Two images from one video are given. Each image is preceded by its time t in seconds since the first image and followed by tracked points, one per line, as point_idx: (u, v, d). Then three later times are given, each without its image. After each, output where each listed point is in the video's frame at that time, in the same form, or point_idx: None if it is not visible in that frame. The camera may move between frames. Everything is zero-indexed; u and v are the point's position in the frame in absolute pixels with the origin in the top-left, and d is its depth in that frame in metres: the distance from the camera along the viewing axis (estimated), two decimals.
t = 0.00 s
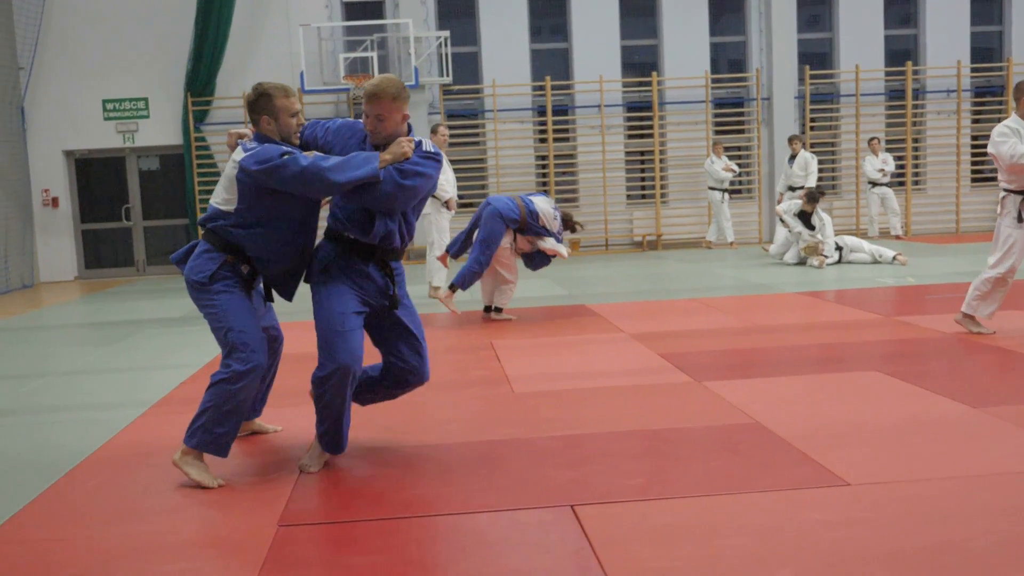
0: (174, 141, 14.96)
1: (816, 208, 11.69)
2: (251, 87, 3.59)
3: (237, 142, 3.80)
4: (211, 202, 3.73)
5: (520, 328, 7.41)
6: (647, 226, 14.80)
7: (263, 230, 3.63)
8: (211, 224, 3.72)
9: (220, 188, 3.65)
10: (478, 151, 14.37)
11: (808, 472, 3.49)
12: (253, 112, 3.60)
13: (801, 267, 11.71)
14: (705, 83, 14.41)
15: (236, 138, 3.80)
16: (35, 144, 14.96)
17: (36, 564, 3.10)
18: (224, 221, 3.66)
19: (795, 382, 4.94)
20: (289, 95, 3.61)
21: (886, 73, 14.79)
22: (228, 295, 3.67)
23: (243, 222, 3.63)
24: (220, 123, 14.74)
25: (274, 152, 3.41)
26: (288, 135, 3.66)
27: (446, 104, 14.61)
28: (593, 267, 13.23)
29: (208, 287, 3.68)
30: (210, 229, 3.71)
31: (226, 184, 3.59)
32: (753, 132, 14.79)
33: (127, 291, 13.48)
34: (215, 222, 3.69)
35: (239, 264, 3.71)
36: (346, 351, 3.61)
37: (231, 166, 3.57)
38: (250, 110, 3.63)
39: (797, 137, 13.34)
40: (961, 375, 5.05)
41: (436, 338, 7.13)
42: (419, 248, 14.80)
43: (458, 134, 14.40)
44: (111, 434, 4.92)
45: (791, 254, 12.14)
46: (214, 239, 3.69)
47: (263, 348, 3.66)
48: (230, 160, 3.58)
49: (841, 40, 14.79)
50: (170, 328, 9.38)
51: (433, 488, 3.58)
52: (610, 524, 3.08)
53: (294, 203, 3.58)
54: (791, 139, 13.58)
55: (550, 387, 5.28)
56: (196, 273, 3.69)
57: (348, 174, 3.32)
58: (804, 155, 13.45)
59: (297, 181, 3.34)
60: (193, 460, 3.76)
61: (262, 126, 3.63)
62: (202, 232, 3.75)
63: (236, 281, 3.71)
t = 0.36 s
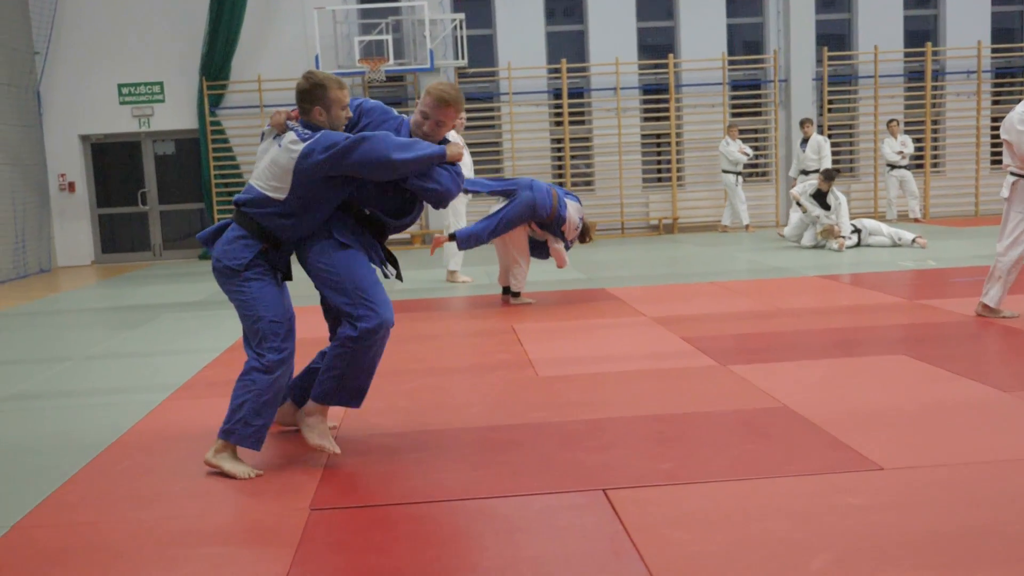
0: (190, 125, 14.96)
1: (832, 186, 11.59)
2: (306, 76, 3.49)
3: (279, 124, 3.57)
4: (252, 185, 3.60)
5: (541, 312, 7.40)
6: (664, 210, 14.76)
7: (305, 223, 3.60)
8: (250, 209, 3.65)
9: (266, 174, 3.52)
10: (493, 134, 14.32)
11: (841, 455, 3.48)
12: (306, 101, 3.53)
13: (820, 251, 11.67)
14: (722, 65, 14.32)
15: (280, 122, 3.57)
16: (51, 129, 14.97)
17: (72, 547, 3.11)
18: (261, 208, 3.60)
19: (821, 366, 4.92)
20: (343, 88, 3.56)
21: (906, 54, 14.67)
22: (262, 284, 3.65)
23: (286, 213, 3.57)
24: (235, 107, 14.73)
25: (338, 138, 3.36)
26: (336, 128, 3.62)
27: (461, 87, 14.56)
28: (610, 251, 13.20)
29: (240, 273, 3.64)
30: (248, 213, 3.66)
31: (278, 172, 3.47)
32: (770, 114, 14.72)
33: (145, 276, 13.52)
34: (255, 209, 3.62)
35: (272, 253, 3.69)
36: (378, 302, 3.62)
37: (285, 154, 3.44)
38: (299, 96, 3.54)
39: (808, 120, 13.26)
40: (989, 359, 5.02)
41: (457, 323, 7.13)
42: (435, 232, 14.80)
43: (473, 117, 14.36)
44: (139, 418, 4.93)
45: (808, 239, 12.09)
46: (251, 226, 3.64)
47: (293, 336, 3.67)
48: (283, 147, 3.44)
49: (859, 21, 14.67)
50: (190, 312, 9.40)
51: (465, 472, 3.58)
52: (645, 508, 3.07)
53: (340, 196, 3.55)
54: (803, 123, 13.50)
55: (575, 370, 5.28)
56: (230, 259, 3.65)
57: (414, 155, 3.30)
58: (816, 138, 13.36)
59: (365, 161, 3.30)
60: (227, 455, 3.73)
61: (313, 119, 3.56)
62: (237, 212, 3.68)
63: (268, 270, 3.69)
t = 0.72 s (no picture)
0: (209, 113, 14.98)
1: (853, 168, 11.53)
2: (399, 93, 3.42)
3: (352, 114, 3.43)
4: (296, 160, 3.42)
5: (566, 299, 7.38)
6: (683, 196, 14.71)
7: (336, 216, 3.52)
8: (282, 183, 3.48)
9: (319, 162, 3.36)
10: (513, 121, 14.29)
11: (876, 444, 3.45)
12: (388, 116, 3.45)
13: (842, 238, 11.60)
14: (743, 50, 14.23)
15: (356, 119, 3.42)
16: (72, 117, 15.03)
17: (107, 534, 3.12)
18: (296, 191, 3.44)
19: (851, 354, 4.88)
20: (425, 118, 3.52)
21: (929, 38, 14.53)
22: (281, 264, 3.53)
23: (322, 204, 3.45)
24: (255, 95, 14.73)
25: (406, 171, 3.35)
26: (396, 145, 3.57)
27: (480, 73, 14.52)
28: (630, 237, 13.17)
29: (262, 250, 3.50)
30: (279, 189, 3.48)
31: (333, 168, 3.34)
32: (792, 99, 14.62)
33: (166, 263, 13.57)
34: (288, 186, 3.45)
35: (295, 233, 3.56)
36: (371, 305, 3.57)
37: (350, 156, 3.33)
38: (385, 103, 3.45)
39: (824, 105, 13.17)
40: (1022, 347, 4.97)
41: (480, 311, 7.12)
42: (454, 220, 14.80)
43: (492, 104, 14.33)
44: (169, 406, 4.94)
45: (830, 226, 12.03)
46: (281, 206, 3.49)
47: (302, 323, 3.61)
48: (352, 148, 3.33)
49: (882, 4, 14.53)
50: (212, 300, 9.43)
51: (497, 460, 3.57)
52: (679, 497, 3.05)
53: (375, 205, 3.54)
54: (820, 108, 13.39)
55: (601, 358, 5.26)
56: (254, 232, 3.49)
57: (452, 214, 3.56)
58: (832, 123, 13.25)
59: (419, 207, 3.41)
60: (258, 445, 3.74)
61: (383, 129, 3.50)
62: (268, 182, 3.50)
63: (288, 250, 3.56)
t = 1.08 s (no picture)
0: (234, 106, 15.01)
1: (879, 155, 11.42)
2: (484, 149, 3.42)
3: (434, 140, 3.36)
4: (363, 150, 3.28)
5: (594, 292, 7.34)
6: (709, 188, 14.63)
7: (361, 210, 3.43)
8: (333, 155, 3.30)
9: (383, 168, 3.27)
10: (537, 114, 14.24)
11: (920, 440, 3.39)
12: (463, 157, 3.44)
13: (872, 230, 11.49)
14: (769, 41, 14.13)
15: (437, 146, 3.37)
16: (97, 111, 15.09)
17: (145, 528, 3.11)
18: (341, 174, 3.31)
19: (888, 348, 4.82)
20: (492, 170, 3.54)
21: (958, 28, 14.38)
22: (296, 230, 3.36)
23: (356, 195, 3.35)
24: (279, 88, 14.76)
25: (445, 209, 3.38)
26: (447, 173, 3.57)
27: (504, 66, 14.48)
28: (655, 230, 13.11)
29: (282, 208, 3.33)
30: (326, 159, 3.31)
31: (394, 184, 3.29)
32: (818, 90, 14.51)
33: (191, 256, 13.62)
34: (338, 165, 3.30)
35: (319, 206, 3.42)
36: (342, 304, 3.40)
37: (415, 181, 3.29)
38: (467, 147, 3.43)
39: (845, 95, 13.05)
40: None
41: (508, 304, 7.09)
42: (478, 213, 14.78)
43: (516, 97, 14.28)
44: (200, 398, 4.94)
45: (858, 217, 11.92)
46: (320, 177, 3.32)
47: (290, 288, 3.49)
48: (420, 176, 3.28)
49: None
50: (238, 293, 9.44)
51: (533, 455, 3.53)
52: (722, 493, 3.01)
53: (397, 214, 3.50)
54: (841, 98, 13.26)
55: (633, 351, 5.22)
56: (282, 185, 3.30)
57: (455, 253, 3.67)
58: (854, 113, 13.12)
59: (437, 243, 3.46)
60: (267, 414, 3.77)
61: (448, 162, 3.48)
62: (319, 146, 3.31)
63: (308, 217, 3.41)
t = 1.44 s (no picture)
0: (257, 101, 15.03)
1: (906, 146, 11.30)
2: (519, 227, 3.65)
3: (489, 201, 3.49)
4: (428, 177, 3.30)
5: (620, 287, 7.29)
6: (733, 181, 14.54)
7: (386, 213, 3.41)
8: (395, 163, 3.25)
9: (433, 205, 3.35)
10: (560, 107, 14.19)
11: (961, 439, 3.33)
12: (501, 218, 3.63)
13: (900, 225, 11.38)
14: (795, 33, 14.01)
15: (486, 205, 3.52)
16: (120, 106, 15.14)
17: (176, 525, 3.09)
18: (392, 184, 3.27)
19: (922, 344, 4.75)
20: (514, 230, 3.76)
21: (988, 19, 14.22)
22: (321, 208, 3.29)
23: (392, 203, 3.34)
24: (303, 82, 14.77)
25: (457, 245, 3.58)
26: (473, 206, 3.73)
27: (527, 60, 14.43)
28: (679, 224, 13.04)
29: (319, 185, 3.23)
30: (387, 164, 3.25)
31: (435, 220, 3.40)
32: (844, 83, 14.37)
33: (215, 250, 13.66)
34: (395, 174, 3.26)
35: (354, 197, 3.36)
36: (301, 281, 3.28)
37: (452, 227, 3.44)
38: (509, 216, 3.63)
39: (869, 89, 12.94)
40: None
41: (533, 299, 7.05)
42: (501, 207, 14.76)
43: (540, 90, 14.23)
44: (227, 393, 4.93)
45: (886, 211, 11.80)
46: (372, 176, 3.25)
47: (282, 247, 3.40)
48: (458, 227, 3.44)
49: None
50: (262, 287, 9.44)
51: (565, 453, 3.48)
52: (759, 492, 2.96)
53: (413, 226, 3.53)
54: (864, 91, 13.13)
55: (661, 347, 5.17)
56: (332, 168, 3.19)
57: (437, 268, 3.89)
58: (878, 107, 12.99)
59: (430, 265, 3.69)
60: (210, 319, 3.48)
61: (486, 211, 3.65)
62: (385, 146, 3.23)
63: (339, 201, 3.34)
